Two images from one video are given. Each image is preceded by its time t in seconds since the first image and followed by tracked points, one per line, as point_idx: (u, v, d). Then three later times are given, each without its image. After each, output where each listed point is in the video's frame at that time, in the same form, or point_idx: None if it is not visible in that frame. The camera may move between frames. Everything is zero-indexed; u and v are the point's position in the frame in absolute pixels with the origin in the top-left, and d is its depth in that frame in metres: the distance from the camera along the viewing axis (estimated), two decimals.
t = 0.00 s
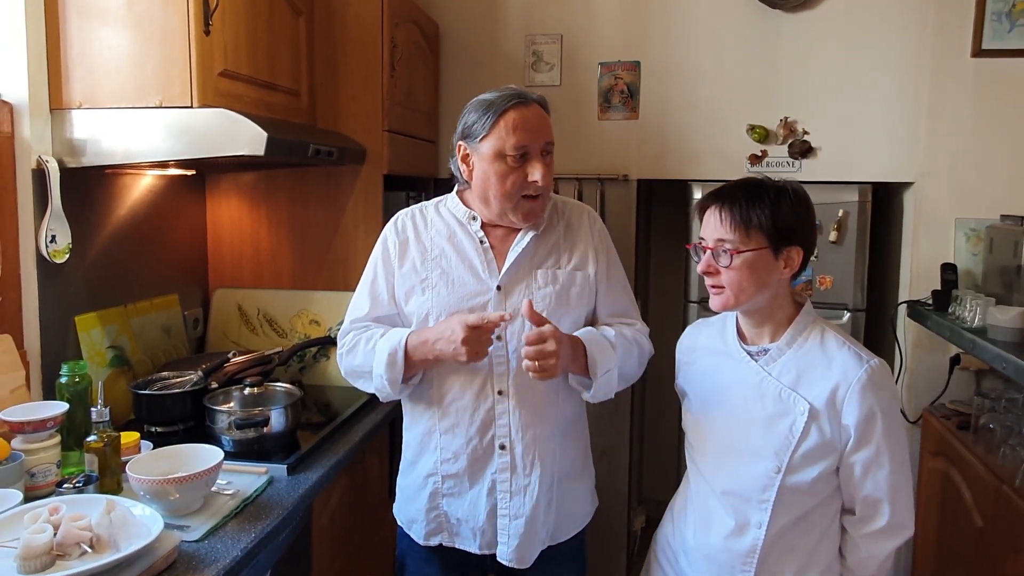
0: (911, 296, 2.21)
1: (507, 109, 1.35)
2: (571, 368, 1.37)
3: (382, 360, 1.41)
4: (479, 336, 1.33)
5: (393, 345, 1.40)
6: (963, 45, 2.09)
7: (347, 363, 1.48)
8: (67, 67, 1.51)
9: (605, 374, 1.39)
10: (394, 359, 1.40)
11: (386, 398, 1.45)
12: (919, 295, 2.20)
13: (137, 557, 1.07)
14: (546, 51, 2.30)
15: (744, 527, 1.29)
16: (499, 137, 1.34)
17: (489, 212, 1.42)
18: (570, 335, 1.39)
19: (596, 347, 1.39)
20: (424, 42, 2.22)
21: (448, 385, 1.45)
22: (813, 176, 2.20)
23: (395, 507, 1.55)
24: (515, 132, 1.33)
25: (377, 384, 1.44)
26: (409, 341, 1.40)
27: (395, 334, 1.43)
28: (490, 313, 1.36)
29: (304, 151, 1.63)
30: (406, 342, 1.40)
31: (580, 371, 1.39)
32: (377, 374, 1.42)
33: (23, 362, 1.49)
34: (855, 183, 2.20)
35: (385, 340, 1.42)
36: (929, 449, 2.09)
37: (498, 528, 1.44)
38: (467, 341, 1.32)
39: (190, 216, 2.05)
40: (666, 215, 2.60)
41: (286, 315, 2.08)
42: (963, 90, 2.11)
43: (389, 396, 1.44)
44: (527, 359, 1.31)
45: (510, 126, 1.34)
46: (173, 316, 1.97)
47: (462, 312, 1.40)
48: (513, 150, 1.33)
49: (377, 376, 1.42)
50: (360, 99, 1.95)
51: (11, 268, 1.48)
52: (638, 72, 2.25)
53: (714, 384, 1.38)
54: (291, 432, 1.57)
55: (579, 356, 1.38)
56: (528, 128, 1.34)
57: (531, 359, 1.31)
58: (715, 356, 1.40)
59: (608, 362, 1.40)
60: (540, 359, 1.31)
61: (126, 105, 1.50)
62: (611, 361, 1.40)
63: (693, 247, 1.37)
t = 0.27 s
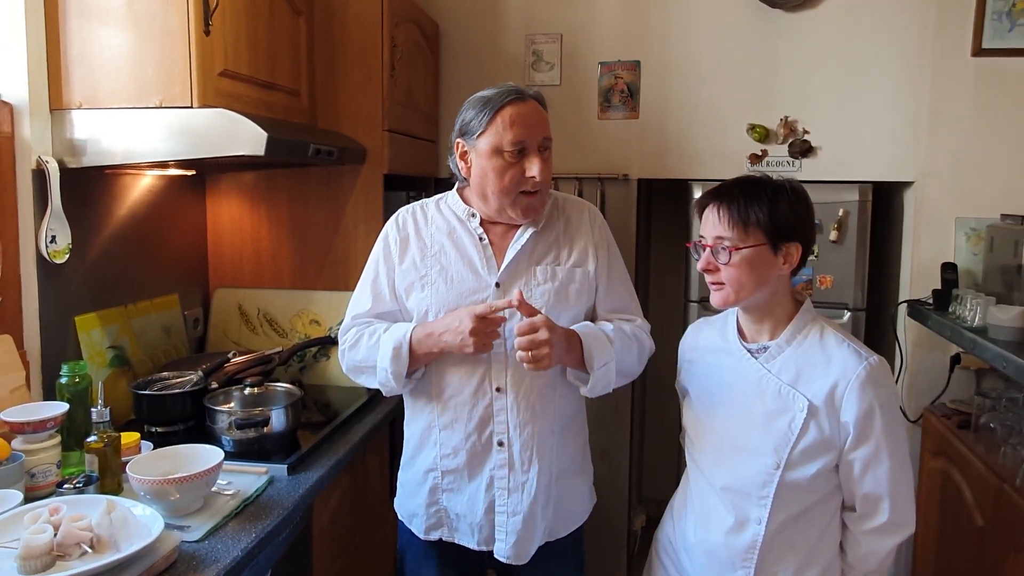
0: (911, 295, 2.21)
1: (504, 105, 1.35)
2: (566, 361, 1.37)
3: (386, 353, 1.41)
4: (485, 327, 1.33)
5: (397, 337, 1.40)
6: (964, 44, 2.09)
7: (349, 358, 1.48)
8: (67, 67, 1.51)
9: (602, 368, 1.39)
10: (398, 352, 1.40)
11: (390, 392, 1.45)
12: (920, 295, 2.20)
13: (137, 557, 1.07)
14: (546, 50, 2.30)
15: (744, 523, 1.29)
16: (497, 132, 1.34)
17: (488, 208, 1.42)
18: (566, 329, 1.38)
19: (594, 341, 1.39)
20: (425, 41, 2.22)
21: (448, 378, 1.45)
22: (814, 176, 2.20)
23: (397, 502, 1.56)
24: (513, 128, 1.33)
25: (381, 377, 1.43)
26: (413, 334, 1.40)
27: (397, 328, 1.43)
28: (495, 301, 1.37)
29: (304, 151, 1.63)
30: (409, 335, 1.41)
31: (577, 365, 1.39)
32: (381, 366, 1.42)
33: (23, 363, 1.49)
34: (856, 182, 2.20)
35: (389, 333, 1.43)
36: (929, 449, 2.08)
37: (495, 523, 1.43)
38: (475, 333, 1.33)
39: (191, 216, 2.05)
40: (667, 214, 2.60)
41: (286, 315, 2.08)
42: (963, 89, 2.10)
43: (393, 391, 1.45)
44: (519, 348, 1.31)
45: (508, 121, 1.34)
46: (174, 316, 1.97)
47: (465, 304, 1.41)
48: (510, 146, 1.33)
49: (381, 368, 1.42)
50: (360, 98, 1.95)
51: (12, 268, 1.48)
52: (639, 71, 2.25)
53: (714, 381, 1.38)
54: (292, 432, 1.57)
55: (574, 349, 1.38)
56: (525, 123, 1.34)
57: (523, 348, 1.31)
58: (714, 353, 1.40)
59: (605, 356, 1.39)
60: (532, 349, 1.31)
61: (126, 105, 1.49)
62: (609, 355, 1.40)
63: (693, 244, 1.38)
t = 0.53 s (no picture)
0: (911, 294, 2.21)
1: (504, 107, 1.34)
2: (565, 374, 1.37)
3: (389, 355, 1.41)
4: (491, 332, 1.35)
5: (401, 340, 1.40)
6: (963, 43, 2.09)
7: (350, 358, 1.48)
8: (66, 67, 1.51)
9: (603, 376, 1.39)
10: (403, 354, 1.40)
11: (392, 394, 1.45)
12: (919, 294, 2.20)
13: (137, 557, 1.07)
14: (546, 50, 2.30)
15: (743, 522, 1.29)
16: (496, 135, 1.34)
17: (488, 211, 1.42)
18: (565, 344, 1.38)
19: (594, 352, 1.39)
20: (424, 41, 2.22)
21: (448, 377, 1.45)
22: (813, 175, 2.20)
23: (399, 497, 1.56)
24: (512, 130, 1.33)
25: (384, 378, 1.43)
26: (418, 336, 1.40)
27: (399, 330, 1.43)
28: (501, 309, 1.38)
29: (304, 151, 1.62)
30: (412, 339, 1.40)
31: (576, 376, 1.39)
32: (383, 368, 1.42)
33: (23, 363, 1.49)
34: (855, 182, 2.20)
35: (391, 336, 1.43)
36: (929, 448, 2.08)
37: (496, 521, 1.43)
38: (479, 338, 1.34)
39: (190, 216, 2.05)
40: (667, 214, 2.60)
41: (285, 315, 2.08)
42: (963, 88, 2.10)
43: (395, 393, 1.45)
44: (516, 359, 1.32)
45: (507, 124, 1.34)
46: (173, 316, 1.97)
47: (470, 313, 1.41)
48: (510, 149, 1.33)
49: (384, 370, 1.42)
50: (359, 98, 1.95)
51: (11, 268, 1.48)
52: (638, 71, 2.25)
53: (712, 381, 1.38)
54: (291, 432, 1.57)
55: (573, 361, 1.37)
56: (525, 125, 1.34)
57: (520, 359, 1.31)
58: (712, 353, 1.40)
59: (605, 365, 1.39)
60: (530, 358, 1.31)
61: (125, 105, 1.49)
62: (609, 362, 1.40)
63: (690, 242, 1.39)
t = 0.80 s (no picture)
0: (910, 294, 2.21)
1: (506, 127, 1.33)
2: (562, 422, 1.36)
3: (391, 377, 1.41)
4: (490, 379, 1.34)
5: (403, 364, 1.41)
6: (963, 43, 2.09)
7: (351, 366, 1.49)
8: (65, 67, 1.51)
9: (600, 412, 1.39)
10: (405, 378, 1.41)
11: (393, 411, 1.46)
12: (919, 293, 2.20)
13: (136, 557, 1.07)
14: (545, 50, 2.30)
15: (739, 519, 1.29)
16: (499, 158, 1.33)
17: (490, 227, 1.42)
18: (563, 391, 1.36)
19: (593, 392, 1.38)
20: (423, 41, 2.22)
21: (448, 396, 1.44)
22: (813, 175, 2.20)
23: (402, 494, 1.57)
24: (515, 152, 1.32)
25: (384, 397, 1.44)
26: (420, 362, 1.40)
27: (401, 351, 1.44)
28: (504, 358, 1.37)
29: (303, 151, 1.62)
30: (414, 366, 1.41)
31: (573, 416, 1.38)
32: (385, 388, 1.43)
33: (22, 362, 1.49)
34: (855, 181, 2.20)
35: (393, 357, 1.43)
36: (928, 447, 2.08)
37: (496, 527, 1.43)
38: (478, 382, 1.34)
39: (189, 216, 2.05)
40: (666, 214, 2.60)
41: (285, 315, 2.08)
42: (962, 87, 2.10)
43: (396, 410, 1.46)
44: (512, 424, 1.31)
45: (510, 146, 1.32)
46: (173, 316, 1.97)
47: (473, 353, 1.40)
48: (513, 170, 1.33)
49: (385, 391, 1.43)
50: (359, 98, 1.95)
51: (11, 268, 1.48)
52: (638, 70, 2.25)
53: (709, 379, 1.38)
54: (291, 431, 1.57)
55: (570, 407, 1.36)
56: (528, 146, 1.33)
57: (516, 426, 1.30)
58: (710, 352, 1.40)
59: (602, 400, 1.39)
60: (525, 426, 1.30)
61: (124, 104, 1.49)
62: (608, 395, 1.40)
63: (687, 241, 1.39)
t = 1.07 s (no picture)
0: (910, 292, 2.21)
1: (507, 132, 1.33)
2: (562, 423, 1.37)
3: (393, 380, 1.42)
4: (491, 386, 1.35)
5: (404, 369, 1.41)
6: (962, 41, 2.09)
7: (352, 369, 1.49)
8: (64, 66, 1.51)
9: (600, 414, 1.40)
10: (406, 381, 1.41)
11: (395, 413, 1.46)
12: (918, 292, 2.20)
13: (136, 555, 1.07)
14: (545, 49, 2.29)
15: (738, 515, 1.29)
16: (501, 163, 1.33)
17: (490, 229, 1.42)
18: (563, 393, 1.37)
19: (593, 393, 1.39)
20: (423, 40, 2.22)
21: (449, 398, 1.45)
22: (812, 173, 2.20)
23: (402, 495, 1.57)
24: (516, 157, 1.32)
25: (386, 399, 1.44)
26: (421, 366, 1.41)
27: (403, 353, 1.44)
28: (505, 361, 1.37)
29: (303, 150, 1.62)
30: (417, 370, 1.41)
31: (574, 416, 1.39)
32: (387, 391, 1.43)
33: (22, 361, 1.49)
34: (854, 180, 2.20)
35: (395, 361, 1.43)
36: (928, 446, 2.08)
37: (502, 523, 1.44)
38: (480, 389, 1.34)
39: (189, 215, 2.05)
40: (666, 213, 2.60)
41: (285, 313, 2.08)
42: (962, 86, 2.10)
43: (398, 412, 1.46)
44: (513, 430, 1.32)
45: (511, 151, 1.32)
46: (173, 315, 1.98)
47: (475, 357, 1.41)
48: (515, 175, 1.33)
49: (387, 394, 1.43)
50: (358, 97, 1.95)
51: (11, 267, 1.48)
52: (637, 69, 2.25)
53: (709, 376, 1.38)
54: (290, 431, 1.58)
55: (571, 409, 1.37)
56: (529, 151, 1.33)
57: (516, 433, 1.31)
58: (710, 349, 1.40)
59: (602, 403, 1.40)
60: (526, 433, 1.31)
61: (124, 104, 1.49)
62: (608, 398, 1.41)
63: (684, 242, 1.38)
